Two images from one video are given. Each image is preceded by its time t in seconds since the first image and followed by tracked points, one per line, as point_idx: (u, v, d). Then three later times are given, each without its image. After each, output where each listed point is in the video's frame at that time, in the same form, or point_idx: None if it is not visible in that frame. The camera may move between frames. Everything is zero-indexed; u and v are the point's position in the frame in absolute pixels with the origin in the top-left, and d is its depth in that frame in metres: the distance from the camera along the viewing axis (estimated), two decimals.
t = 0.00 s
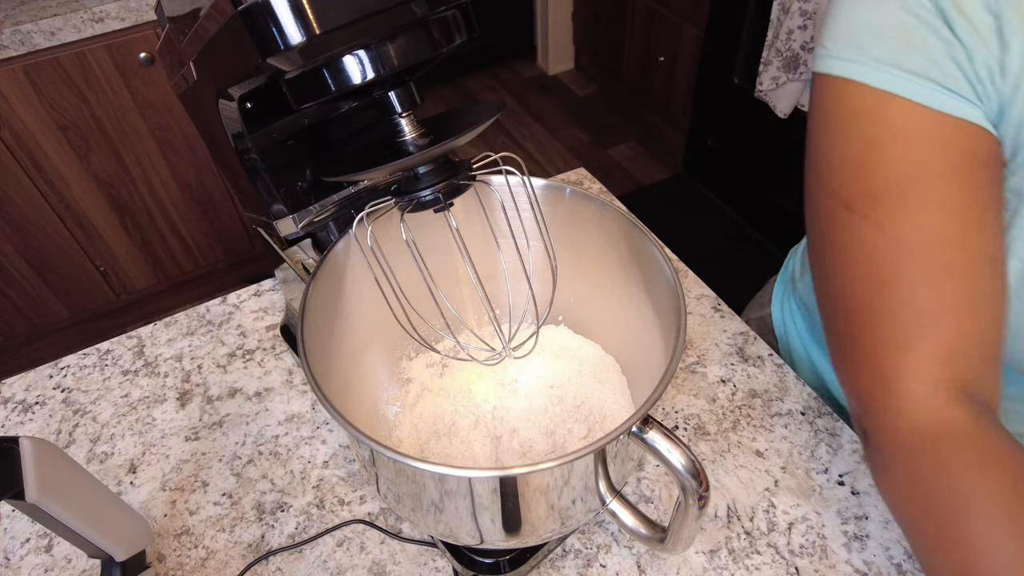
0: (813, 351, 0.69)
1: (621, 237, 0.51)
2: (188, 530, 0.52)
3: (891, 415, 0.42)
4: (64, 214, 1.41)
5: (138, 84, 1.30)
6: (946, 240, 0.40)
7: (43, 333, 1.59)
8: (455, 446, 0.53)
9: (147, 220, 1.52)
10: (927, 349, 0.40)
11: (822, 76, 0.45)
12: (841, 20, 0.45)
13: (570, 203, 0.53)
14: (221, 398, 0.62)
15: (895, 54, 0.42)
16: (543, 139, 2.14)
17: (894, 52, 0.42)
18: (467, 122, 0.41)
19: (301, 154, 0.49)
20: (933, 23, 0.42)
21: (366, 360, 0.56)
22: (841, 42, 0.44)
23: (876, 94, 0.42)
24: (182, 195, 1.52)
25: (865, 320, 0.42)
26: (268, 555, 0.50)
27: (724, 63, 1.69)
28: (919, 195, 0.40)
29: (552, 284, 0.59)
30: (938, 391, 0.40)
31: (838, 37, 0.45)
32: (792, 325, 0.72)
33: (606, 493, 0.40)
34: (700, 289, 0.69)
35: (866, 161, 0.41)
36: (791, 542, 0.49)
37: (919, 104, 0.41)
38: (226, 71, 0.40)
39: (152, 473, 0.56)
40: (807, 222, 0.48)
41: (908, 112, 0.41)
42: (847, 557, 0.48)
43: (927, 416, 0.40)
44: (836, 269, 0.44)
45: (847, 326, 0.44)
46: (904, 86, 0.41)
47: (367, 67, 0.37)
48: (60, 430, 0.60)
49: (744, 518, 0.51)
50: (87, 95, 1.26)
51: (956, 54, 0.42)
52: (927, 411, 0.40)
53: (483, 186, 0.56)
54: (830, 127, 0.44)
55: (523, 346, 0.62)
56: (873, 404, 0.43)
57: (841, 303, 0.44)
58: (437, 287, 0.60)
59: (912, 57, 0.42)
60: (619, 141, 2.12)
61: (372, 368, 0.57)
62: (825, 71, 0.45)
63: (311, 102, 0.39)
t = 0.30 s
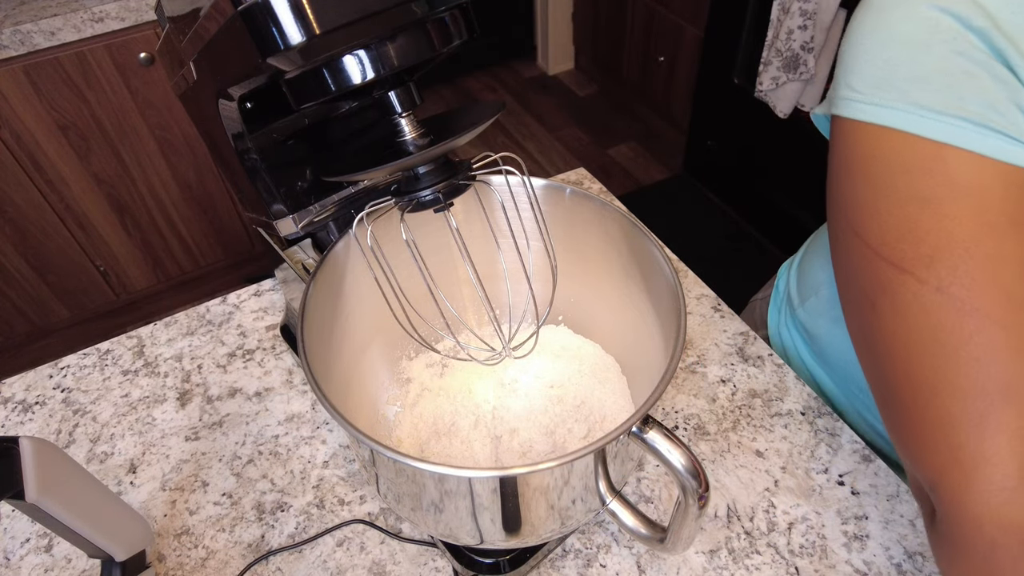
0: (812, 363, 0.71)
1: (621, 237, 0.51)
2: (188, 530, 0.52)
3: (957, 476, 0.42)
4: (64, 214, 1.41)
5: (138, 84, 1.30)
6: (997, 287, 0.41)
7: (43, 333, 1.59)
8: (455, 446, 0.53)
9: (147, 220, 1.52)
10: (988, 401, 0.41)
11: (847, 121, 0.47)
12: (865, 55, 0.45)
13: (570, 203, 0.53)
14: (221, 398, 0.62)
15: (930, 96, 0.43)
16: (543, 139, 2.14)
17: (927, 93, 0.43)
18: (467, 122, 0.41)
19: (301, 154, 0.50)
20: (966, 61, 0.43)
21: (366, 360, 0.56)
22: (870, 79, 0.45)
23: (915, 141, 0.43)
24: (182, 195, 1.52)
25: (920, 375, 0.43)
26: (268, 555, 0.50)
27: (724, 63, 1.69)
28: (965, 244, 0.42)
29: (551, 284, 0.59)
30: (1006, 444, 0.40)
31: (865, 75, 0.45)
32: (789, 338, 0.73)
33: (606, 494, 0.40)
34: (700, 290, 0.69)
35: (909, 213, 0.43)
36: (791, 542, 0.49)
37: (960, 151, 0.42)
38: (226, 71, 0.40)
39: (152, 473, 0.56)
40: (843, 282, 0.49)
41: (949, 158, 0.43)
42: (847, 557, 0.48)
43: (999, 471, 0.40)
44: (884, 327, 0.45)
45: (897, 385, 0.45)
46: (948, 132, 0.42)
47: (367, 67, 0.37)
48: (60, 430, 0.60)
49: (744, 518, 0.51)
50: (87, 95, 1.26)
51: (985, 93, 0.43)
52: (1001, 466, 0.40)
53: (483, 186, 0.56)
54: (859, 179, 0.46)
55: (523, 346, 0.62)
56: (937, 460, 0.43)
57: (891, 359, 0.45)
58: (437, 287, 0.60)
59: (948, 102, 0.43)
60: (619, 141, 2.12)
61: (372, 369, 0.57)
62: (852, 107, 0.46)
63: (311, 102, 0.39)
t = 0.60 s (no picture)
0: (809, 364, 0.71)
1: (621, 238, 0.51)
2: (188, 530, 0.52)
3: (965, 493, 0.41)
4: (64, 214, 1.41)
5: (138, 84, 1.30)
6: (1004, 306, 0.41)
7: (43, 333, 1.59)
8: (455, 446, 0.53)
9: (147, 220, 1.52)
10: (997, 417, 0.40)
11: (849, 133, 0.46)
12: (868, 66, 0.45)
13: (570, 203, 0.53)
14: (221, 398, 0.62)
15: (937, 108, 0.42)
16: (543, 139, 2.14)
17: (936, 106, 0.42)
18: (467, 122, 0.41)
19: (301, 154, 0.50)
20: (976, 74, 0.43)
21: (366, 360, 0.56)
22: (874, 92, 0.44)
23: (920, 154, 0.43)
24: (182, 195, 1.52)
25: (928, 394, 0.42)
26: (268, 555, 0.50)
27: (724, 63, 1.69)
28: (971, 261, 0.41)
29: (552, 284, 0.59)
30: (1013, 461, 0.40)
31: (869, 86, 0.45)
32: (784, 339, 0.74)
33: (606, 493, 0.40)
34: (700, 290, 0.69)
35: (913, 230, 0.42)
36: (791, 542, 0.49)
37: (968, 164, 0.42)
38: (226, 71, 0.40)
39: (153, 473, 0.56)
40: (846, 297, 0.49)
41: (955, 172, 0.42)
42: (847, 557, 0.48)
43: (1007, 488, 0.40)
44: (888, 344, 0.45)
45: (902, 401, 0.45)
46: (958, 144, 0.42)
47: (367, 67, 0.37)
48: (60, 430, 0.60)
49: (744, 518, 0.51)
50: (87, 95, 1.26)
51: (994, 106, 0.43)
52: (1008, 483, 0.40)
53: (483, 186, 0.56)
54: (862, 193, 0.45)
55: (523, 346, 0.62)
56: (942, 470, 0.42)
57: (897, 375, 0.44)
58: (437, 287, 0.60)
59: (956, 115, 0.42)
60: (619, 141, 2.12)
61: (372, 369, 0.57)
62: (859, 121, 0.45)
63: (311, 102, 0.39)
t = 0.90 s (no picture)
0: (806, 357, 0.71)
1: (621, 238, 0.51)
2: (188, 530, 0.52)
3: (914, 451, 0.41)
4: (64, 214, 1.41)
5: (138, 85, 1.30)
6: (966, 274, 0.41)
7: (43, 333, 1.59)
8: (455, 446, 0.53)
9: (147, 220, 1.52)
10: (952, 381, 0.41)
11: (829, 111, 0.46)
12: (851, 45, 0.45)
13: (570, 203, 0.53)
14: (221, 398, 0.62)
15: (904, 87, 0.43)
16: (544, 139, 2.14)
17: (906, 89, 0.42)
18: (467, 122, 0.41)
19: (301, 155, 0.50)
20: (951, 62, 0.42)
21: (366, 360, 0.56)
22: (851, 69, 0.44)
23: (888, 131, 0.43)
24: (182, 195, 1.52)
25: (893, 360, 0.43)
26: (268, 555, 0.50)
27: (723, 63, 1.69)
28: (932, 230, 0.41)
29: (552, 284, 0.59)
30: (954, 423, 0.40)
31: (848, 64, 0.45)
32: (783, 331, 0.74)
33: (606, 493, 0.40)
34: (700, 290, 0.69)
35: (877, 203, 0.43)
36: (791, 542, 0.49)
37: (929, 140, 0.42)
38: (226, 71, 0.40)
39: (152, 473, 0.56)
40: (819, 275, 0.49)
41: (916, 147, 0.42)
42: (847, 557, 0.48)
43: (953, 449, 0.40)
44: (856, 316, 0.45)
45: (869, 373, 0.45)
46: (927, 126, 0.42)
47: (367, 67, 0.37)
48: (60, 430, 0.60)
49: (744, 518, 0.51)
50: (87, 95, 1.26)
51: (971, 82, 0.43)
52: (953, 444, 0.40)
53: (483, 186, 0.56)
54: (830, 171, 0.46)
55: (523, 346, 0.62)
56: (897, 436, 0.43)
57: (865, 347, 0.45)
58: (437, 287, 0.60)
59: (923, 93, 0.42)
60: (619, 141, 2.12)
61: (372, 369, 0.57)
62: (834, 100, 0.45)
63: (311, 102, 0.39)
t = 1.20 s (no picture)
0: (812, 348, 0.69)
1: (621, 238, 0.51)
2: (188, 530, 0.52)
3: (774, 323, 0.44)
4: (65, 214, 1.41)
5: (138, 84, 1.30)
6: (835, 171, 0.43)
7: (43, 333, 1.59)
8: (455, 446, 0.53)
9: (147, 220, 1.52)
10: (768, 258, 0.46)
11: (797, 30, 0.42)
12: None
13: (570, 203, 0.53)
14: (221, 398, 0.62)
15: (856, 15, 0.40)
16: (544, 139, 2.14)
17: (883, 36, 0.40)
18: (467, 122, 0.41)
19: (301, 154, 0.50)
20: None
21: (366, 360, 0.56)
22: None
23: (827, 63, 0.41)
24: (182, 195, 1.52)
25: (756, 238, 0.47)
26: (268, 555, 0.50)
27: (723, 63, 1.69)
28: (830, 144, 0.43)
29: (551, 284, 0.59)
30: (829, 362, 0.41)
31: None
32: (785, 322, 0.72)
33: (606, 493, 0.40)
34: (699, 290, 0.69)
35: (807, 120, 0.42)
36: (791, 542, 0.49)
37: (858, 78, 0.41)
38: (226, 71, 0.40)
39: (152, 473, 0.56)
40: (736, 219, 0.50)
41: (824, 74, 0.41)
42: (847, 557, 0.48)
43: (823, 389, 0.40)
44: (757, 204, 0.47)
45: (739, 259, 0.49)
46: (868, 70, 0.41)
47: (367, 67, 0.37)
48: (60, 430, 0.60)
49: (744, 518, 0.51)
50: (87, 95, 1.26)
51: None
52: (825, 382, 0.40)
53: (483, 186, 0.56)
54: (774, 95, 0.45)
55: (523, 346, 0.62)
56: (751, 301, 0.46)
57: (752, 228, 0.48)
58: (437, 287, 0.60)
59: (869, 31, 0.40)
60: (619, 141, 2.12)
61: (372, 369, 0.57)
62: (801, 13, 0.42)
63: (311, 102, 0.39)
